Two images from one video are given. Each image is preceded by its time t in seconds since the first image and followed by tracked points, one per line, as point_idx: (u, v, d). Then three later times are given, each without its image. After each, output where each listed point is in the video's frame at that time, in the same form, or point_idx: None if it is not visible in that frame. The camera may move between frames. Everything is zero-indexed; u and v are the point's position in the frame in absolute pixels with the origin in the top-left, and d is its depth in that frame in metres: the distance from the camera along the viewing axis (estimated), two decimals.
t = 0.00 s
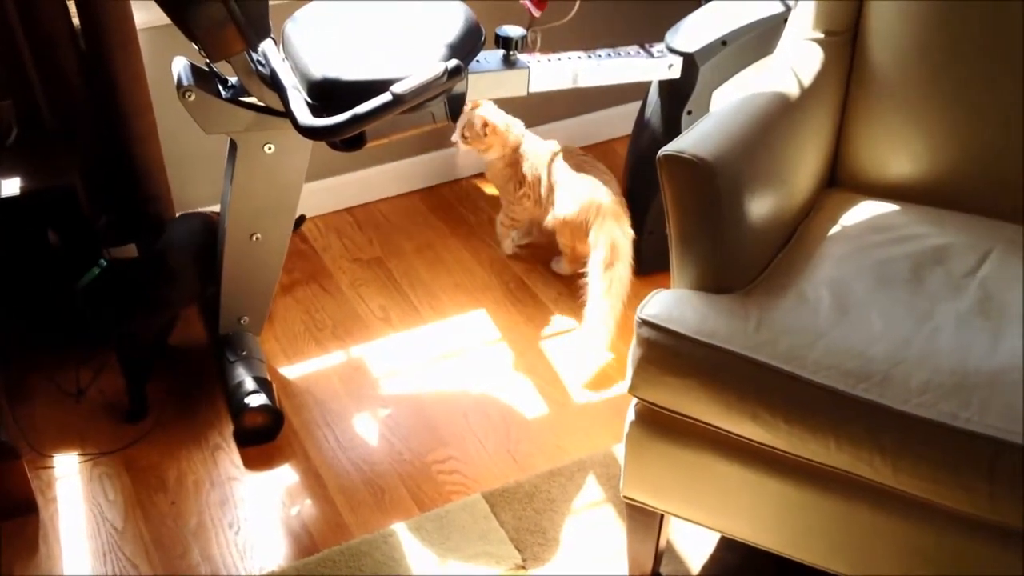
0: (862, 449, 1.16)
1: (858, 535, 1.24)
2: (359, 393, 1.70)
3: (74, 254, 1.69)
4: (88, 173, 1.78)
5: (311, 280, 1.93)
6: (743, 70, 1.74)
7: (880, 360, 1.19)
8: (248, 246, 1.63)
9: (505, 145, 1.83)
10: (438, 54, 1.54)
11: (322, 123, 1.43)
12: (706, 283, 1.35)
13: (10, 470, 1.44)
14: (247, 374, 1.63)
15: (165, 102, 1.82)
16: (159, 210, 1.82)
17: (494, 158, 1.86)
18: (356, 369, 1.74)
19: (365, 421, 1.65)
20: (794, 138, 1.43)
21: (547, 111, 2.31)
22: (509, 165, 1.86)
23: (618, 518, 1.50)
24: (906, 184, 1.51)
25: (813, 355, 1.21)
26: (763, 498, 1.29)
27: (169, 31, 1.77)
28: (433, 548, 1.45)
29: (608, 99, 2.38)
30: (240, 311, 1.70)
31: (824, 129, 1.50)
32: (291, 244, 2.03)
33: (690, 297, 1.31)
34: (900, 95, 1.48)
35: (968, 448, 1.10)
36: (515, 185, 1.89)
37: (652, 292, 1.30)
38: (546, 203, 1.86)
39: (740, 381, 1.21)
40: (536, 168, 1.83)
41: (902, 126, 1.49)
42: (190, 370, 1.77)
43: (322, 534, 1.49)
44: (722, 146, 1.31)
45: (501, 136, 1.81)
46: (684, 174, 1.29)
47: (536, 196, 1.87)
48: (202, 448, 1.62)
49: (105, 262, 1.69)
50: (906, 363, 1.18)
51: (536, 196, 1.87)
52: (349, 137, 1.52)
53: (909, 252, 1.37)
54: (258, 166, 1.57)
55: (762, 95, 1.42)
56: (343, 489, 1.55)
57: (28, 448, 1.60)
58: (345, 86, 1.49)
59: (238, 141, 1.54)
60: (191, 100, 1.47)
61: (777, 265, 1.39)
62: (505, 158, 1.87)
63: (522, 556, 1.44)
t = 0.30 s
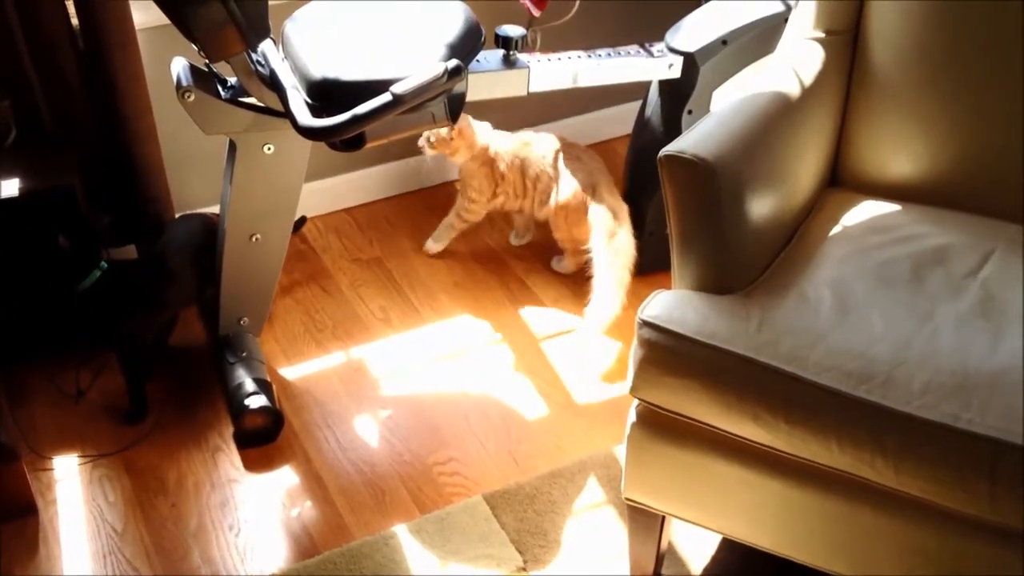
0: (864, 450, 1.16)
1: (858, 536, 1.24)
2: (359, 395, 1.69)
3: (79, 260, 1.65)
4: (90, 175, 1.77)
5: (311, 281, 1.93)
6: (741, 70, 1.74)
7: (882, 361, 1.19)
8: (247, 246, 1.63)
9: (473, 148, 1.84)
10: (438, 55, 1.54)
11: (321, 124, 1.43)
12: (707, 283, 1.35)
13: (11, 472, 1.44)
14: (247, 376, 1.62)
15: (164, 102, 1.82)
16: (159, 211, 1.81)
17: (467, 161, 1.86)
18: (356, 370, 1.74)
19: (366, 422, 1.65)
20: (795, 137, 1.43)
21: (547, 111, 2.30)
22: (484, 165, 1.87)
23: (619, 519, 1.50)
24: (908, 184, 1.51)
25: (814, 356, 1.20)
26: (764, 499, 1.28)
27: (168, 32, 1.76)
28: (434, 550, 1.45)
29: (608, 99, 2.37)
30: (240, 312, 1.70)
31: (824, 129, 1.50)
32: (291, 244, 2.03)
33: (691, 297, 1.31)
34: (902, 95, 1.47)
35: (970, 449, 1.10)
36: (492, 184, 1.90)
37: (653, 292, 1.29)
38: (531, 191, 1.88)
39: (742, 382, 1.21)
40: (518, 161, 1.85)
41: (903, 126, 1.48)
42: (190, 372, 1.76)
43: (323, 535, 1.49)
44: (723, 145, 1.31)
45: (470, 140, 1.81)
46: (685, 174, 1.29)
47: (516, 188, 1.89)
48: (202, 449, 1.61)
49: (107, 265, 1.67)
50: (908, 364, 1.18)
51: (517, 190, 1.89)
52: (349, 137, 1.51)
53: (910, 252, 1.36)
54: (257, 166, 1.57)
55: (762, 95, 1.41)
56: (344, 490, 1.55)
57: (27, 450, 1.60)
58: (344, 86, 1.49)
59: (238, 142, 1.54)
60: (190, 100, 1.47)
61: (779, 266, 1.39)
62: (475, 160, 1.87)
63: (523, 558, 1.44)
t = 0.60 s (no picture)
0: (900, 468, 1.17)
1: (893, 553, 1.25)
2: (393, 403, 1.71)
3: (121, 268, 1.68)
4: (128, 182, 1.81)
5: (344, 289, 1.95)
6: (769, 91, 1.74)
7: (920, 378, 1.20)
8: (284, 255, 1.65)
9: (471, 159, 1.84)
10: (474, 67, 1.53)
11: (358, 134, 1.45)
12: (743, 298, 1.36)
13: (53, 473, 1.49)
14: (283, 382, 1.64)
15: (201, 111, 1.84)
16: (195, 217, 1.84)
17: (463, 178, 1.85)
18: (389, 379, 1.76)
19: (399, 431, 1.66)
20: (831, 153, 1.44)
21: (581, 122, 2.31)
22: (482, 182, 1.86)
23: (653, 532, 1.51)
24: (944, 202, 1.51)
25: (851, 373, 1.21)
26: (799, 515, 1.30)
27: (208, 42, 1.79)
28: (467, 558, 1.47)
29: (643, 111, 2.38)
30: (276, 319, 1.72)
31: (861, 146, 1.51)
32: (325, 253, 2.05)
33: (726, 311, 1.32)
34: (939, 112, 1.48)
35: (1008, 468, 1.11)
36: (491, 202, 1.89)
37: (688, 306, 1.31)
38: (531, 206, 1.87)
39: (778, 397, 1.22)
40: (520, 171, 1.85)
41: (940, 143, 1.49)
42: (227, 376, 1.79)
43: (357, 541, 1.51)
44: (759, 160, 1.32)
45: (472, 149, 1.82)
46: (720, 188, 1.31)
47: (515, 205, 1.88)
48: (237, 453, 1.64)
49: (151, 272, 1.72)
50: (946, 382, 1.19)
51: (516, 205, 1.88)
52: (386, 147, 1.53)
53: (946, 271, 1.37)
54: (295, 175, 1.59)
55: (798, 110, 1.43)
56: (378, 497, 1.57)
57: (66, 451, 1.63)
58: (381, 97, 1.50)
59: (276, 150, 1.56)
60: (229, 110, 1.49)
61: (815, 282, 1.40)
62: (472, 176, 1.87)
63: (556, 568, 1.45)
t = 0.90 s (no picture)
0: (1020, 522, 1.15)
1: None
2: (496, 421, 1.73)
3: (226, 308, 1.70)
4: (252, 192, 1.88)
5: (452, 306, 1.99)
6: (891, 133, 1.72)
7: None
8: (398, 268, 1.69)
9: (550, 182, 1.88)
10: (595, 94, 1.55)
11: (480, 153, 1.48)
12: (861, 337, 1.35)
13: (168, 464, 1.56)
14: (389, 394, 1.68)
15: (326, 125, 1.90)
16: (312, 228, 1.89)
17: (541, 201, 1.88)
18: (493, 397, 1.78)
19: (500, 450, 1.68)
20: (959, 196, 1.42)
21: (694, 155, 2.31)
22: (560, 204, 1.89)
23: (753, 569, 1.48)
24: None
25: (974, 420, 1.19)
26: (911, 562, 1.28)
27: (338, 59, 1.85)
28: None
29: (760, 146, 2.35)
30: (386, 331, 1.76)
31: (987, 192, 1.49)
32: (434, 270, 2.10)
33: (843, 349, 1.31)
34: None
35: None
36: (571, 223, 1.91)
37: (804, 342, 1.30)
38: (611, 224, 1.92)
39: (896, 440, 1.20)
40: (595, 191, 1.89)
41: None
42: (335, 383, 1.83)
43: (454, 554, 1.52)
44: (885, 199, 1.31)
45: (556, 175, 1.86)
46: (844, 225, 1.30)
47: (595, 222, 1.91)
48: (342, 458, 1.68)
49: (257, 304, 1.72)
50: None
51: (596, 223, 1.91)
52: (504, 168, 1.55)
53: None
54: (414, 191, 1.63)
55: (926, 150, 1.42)
56: (477, 513, 1.58)
57: (180, 445, 1.70)
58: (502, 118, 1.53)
59: (397, 166, 1.60)
60: (355, 126, 1.55)
61: (939, 324, 1.38)
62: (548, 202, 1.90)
63: None
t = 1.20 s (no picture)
0: None
1: None
2: (603, 410, 1.75)
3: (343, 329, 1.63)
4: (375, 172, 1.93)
5: (562, 294, 2.02)
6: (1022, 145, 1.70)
7: None
8: (516, 254, 1.72)
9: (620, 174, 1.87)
10: (726, 90, 1.56)
11: (608, 143, 1.49)
12: (993, 348, 1.33)
13: (285, 429, 1.62)
14: (500, 375, 1.71)
15: (451, 110, 1.95)
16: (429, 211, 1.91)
17: (612, 188, 1.87)
18: (601, 386, 1.80)
19: (610, 441, 1.70)
20: None
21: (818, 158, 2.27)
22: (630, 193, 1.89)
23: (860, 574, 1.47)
24: None
25: None
26: None
27: (468, 45, 1.88)
28: (667, 570, 1.48)
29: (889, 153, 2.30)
30: (499, 315, 1.79)
31: None
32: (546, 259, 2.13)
33: (972, 359, 1.29)
34: None
35: None
36: (641, 213, 1.89)
37: (931, 350, 1.29)
38: (679, 219, 1.90)
39: None
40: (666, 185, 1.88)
41: None
42: (445, 364, 1.88)
43: (558, 537, 1.55)
44: None
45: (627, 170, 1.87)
46: (980, 233, 1.29)
47: (666, 215, 1.89)
48: (450, 436, 1.72)
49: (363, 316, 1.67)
50: None
51: (667, 217, 1.89)
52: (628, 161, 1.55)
53: None
54: (536, 178, 1.65)
55: None
56: (582, 499, 1.60)
57: (296, 411, 1.77)
58: (631, 109, 1.54)
59: (521, 152, 1.62)
60: (484, 111, 1.56)
61: None
62: (619, 192, 1.90)
63: None
